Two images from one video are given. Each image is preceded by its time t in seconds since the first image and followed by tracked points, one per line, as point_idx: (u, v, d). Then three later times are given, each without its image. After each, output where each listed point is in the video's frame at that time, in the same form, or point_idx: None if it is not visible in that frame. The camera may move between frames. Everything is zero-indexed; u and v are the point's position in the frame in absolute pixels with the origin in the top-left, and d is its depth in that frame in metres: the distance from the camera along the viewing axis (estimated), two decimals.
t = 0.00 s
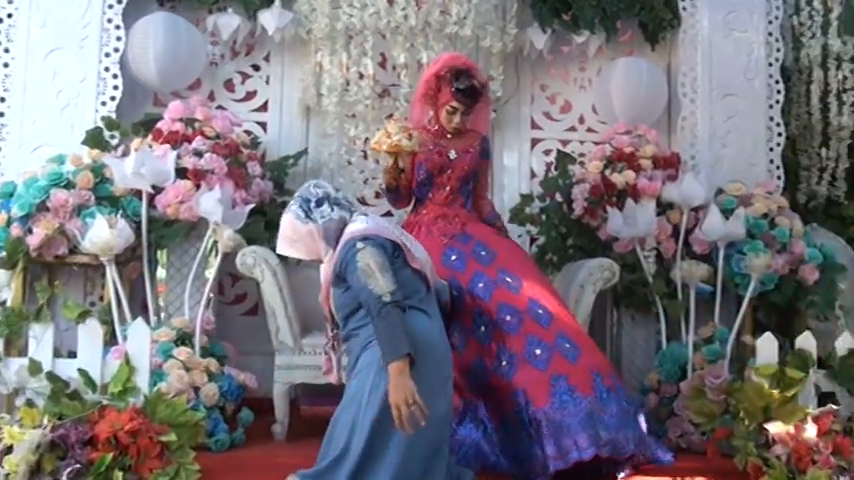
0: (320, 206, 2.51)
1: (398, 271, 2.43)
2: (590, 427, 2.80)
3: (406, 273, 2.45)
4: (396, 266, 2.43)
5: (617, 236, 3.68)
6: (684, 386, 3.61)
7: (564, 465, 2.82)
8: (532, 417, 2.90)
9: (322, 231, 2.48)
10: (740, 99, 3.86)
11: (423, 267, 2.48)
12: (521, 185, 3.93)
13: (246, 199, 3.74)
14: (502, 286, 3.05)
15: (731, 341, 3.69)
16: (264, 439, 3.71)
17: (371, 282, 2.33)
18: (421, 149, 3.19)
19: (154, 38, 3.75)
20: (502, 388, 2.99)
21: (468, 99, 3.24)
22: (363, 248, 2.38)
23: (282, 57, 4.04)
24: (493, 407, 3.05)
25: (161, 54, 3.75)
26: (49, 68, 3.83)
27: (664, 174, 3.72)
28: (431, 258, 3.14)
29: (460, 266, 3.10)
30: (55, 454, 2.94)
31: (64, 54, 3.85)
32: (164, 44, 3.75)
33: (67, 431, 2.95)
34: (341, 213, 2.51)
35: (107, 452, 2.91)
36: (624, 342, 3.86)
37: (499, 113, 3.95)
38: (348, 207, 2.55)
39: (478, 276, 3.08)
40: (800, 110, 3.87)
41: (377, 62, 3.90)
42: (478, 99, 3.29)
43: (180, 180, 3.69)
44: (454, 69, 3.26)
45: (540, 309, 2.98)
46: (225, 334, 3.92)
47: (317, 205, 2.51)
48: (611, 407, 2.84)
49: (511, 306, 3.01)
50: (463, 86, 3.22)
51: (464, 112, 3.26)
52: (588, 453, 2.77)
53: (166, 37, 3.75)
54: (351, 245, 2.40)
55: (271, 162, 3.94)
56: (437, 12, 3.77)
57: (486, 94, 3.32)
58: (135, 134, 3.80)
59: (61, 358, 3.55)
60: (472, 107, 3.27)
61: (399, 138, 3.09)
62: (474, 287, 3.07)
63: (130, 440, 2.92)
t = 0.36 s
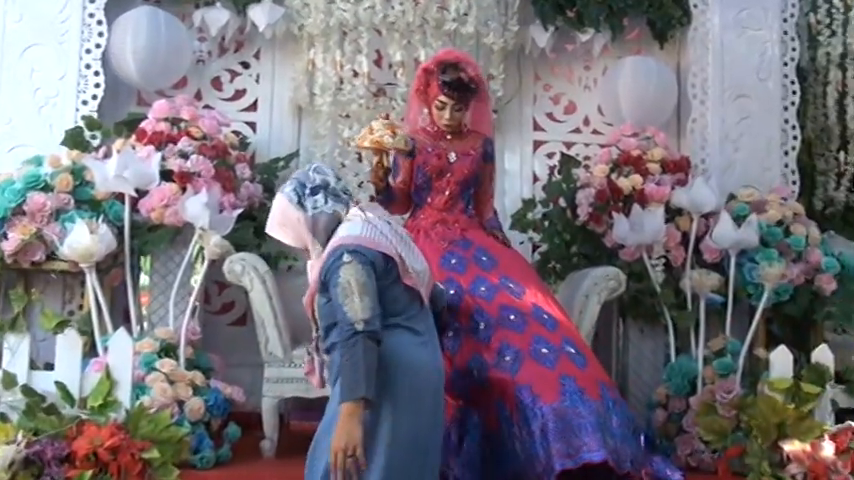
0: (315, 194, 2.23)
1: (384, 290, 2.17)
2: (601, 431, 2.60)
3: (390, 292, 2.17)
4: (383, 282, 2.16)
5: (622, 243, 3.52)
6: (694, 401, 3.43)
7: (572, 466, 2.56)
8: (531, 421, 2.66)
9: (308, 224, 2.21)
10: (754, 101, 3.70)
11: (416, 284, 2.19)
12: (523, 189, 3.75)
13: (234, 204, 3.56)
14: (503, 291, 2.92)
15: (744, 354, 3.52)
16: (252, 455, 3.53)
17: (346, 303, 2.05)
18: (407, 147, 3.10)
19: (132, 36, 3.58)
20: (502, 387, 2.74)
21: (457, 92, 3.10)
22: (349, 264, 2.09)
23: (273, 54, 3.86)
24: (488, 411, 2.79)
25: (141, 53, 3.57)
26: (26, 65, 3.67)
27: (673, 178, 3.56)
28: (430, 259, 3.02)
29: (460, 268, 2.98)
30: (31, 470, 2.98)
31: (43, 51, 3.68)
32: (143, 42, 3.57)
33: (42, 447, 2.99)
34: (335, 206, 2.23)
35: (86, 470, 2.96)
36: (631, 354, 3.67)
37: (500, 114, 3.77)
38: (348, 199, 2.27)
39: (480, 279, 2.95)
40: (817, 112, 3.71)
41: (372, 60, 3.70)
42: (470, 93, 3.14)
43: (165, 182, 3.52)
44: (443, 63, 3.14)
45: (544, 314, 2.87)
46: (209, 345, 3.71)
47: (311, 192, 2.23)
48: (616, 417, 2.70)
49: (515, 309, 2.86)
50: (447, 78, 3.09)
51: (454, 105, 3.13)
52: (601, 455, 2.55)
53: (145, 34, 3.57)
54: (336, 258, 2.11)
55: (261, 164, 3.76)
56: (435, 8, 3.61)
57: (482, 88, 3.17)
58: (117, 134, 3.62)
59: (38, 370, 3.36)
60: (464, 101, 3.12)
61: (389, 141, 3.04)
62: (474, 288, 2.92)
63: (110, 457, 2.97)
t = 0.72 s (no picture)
0: (333, 163, 2.28)
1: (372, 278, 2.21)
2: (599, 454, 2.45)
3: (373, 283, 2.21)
4: (368, 271, 2.20)
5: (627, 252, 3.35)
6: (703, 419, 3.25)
7: None
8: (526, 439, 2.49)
9: (315, 190, 2.27)
10: (765, 103, 3.53)
11: (400, 284, 2.24)
12: (523, 195, 3.57)
13: (219, 209, 3.39)
14: (500, 305, 2.79)
15: (755, 369, 3.34)
16: (236, 474, 3.34)
17: (331, 266, 2.10)
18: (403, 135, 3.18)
19: (107, 33, 3.41)
20: (495, 402, 2.56)
21: (447, 88, 3.08)
22: (344, 231, 2.14)
23: (261, 52, 3.68)
24: (475, 431, 2.58)
25: (117, 52, 3.40)
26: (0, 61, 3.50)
27: (680, 184, 3.40)
28: (425, 271, 2.93)
29: (457, 281, 2.87)
30: None
31: (18, 47, 3.51)
32: (118, 41, 3.39)
33: (14, 464, 2.83)
34: (347, 180, 2.27)
35: None
36: (636, 369, 3.49)
37: (499, 115, 3.60)
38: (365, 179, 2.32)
39: (476, 293, 2.83)
40: (831, 115, 3.57)
41: (365, 58, 3.53)
42: (463, 88, 3.10)
43: (146, 187, 3.33)
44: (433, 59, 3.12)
45: (543, 330, 2.71)
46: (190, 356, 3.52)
47: (330, 160, 2.28)
48: (618, 441, 2.50)
49: (511, 324, 2.72)
50: (437, 72, 3.07)
51: (449, 99, 3.09)
52: None
53: (121, 32, 3.39)
54: (334, 221, 2.16)
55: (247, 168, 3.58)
56: (432, 4, 3.45)
57: (476, 83, 3.14)
58: (96, 135, 3.44)
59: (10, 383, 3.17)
60: (458, 96, 3.11)
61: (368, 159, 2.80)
62: (470, 301, 2.80)
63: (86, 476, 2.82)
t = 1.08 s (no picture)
0: (337, 142, 2.39)
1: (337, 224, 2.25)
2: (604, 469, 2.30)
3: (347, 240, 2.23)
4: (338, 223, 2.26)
5: (632, 258, 3.19)
6: (711, 433, 3.08)
7: None
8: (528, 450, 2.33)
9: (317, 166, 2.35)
10: (778, 102, 3.37)
11: (361, 232, 2.24)
12: (522, 198, 3.41)
13: (203, 211, 3.24)
14: (506, 311, 2.65)
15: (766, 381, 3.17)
16: None
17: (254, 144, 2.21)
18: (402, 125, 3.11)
19: (78, 28, 3.22)
20: (494, 409, 2.43)
21: (447, 82, 2.97)
22: (306, 166, 2.24)
23: (247, 46, 3.52)
24: (468, 434, 2.43)
25: (88, 48, 3.21)
26: None
27: (688, 186, 3.25)
28: (426, 273, 2.77)
29: (459, 285, 2.73)
30: None
31: None
32: (91, 37, 3.21)
33: None
34: (348, 159, 2.36)
35: None
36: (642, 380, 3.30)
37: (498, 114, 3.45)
38: (372, 163, 2.42)
39: (479, 297, 2.68)
40: (845, 115, 3.40)
41: (357, 54, 3.37)
42: (464, 82, 3.00)
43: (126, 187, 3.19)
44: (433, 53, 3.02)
45: (548, 339, 2.57)
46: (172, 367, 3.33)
47: (336, 139, 2.39)
48: (624, 456, 2.37)
49: (516, 331, 2.58)
50: (436, 67, 2.96)
51: (451, 94, 2.98)
52: None
53: (93, 28, 3.20)
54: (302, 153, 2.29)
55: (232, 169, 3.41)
56: None
57: (479, 77, 3.04)
58: (73, 134, 3.27)
59: None
60: (460, 91, 3.00)
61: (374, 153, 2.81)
62: (473, 306, 2.66)
63: None
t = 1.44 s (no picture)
0: (284, 174, 2.17)
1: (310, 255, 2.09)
2: None
3: (327, 265, 2.07)
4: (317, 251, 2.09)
5: (637, 265, 3.03)
6: (721, 450, 2.91)
7: None
8: (532, 456, 2.14)
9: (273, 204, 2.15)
10: (791, 101, 3.21)
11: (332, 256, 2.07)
12: (523, 202, 3.27)
13: (186, 215, 3.08)
14: (508, 317, 2.47)
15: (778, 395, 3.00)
16: None
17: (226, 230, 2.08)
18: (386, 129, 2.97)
19: (57, 22, 3.05)
20: (496, 411, 2.23)
21: (435, 82, 2.82)
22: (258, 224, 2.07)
23: (233, 40, 3.36)
24: (467, 438, 2.23)
25: (68, 44, 3.04)
26: None
27: (697, 191, 3.10)
28: (425, 276, 2.58)
29: (459, 289, 2.53)
30: None
31: None
32: (68, 28, 3.03)
33: None
34: (300, 188, 2.15)
35: None
36: (647, 394, 3.15)
37: (496, 112, 3.30)
38: (327, 182, 2.20)
39: (480, 302, 2.50)
40: None
41: (349, 49, 3.25)
42: (453, 81, 2.84)
43: (105, 189, 3.01)
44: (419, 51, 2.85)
45: (553, 347, 2.40)
46: (154, 379, 3.15)
47: (282, 172, 2.17)
48: (632, 469, 2.19)
49: (519, 337, 2.40)
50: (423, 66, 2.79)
51: (440, 94, 2.83)
52: None
53: (71, 21, 3.03)
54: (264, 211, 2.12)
55: (216, 170, 3.26)
56: None
57: (469, 73, 2.87)
58: (49, 132, 3.11)
59: None
60: (450, 89, 2.84)
61: (351, 164, 2.73)
62: (475, 309, 2.46)
63: None
